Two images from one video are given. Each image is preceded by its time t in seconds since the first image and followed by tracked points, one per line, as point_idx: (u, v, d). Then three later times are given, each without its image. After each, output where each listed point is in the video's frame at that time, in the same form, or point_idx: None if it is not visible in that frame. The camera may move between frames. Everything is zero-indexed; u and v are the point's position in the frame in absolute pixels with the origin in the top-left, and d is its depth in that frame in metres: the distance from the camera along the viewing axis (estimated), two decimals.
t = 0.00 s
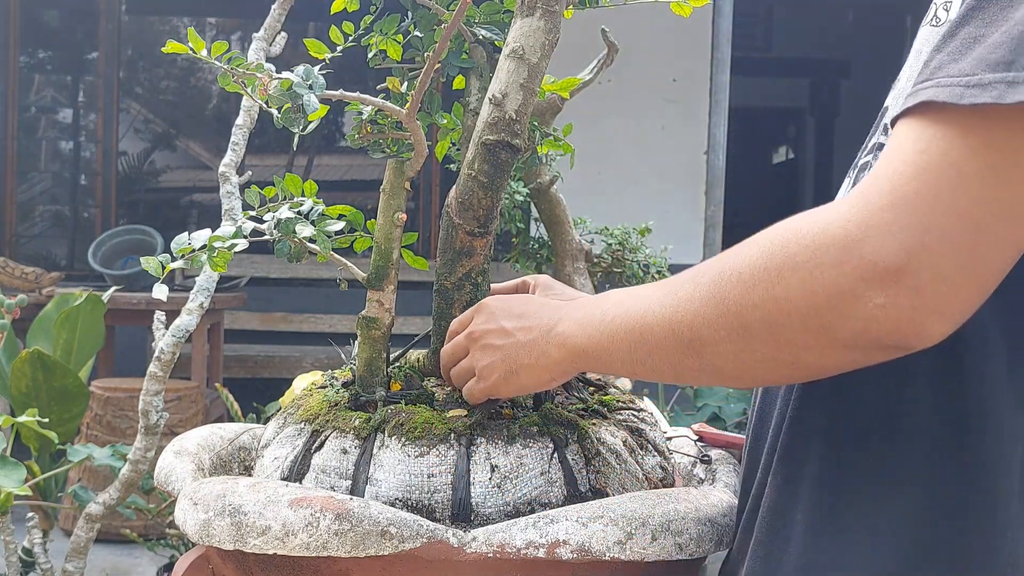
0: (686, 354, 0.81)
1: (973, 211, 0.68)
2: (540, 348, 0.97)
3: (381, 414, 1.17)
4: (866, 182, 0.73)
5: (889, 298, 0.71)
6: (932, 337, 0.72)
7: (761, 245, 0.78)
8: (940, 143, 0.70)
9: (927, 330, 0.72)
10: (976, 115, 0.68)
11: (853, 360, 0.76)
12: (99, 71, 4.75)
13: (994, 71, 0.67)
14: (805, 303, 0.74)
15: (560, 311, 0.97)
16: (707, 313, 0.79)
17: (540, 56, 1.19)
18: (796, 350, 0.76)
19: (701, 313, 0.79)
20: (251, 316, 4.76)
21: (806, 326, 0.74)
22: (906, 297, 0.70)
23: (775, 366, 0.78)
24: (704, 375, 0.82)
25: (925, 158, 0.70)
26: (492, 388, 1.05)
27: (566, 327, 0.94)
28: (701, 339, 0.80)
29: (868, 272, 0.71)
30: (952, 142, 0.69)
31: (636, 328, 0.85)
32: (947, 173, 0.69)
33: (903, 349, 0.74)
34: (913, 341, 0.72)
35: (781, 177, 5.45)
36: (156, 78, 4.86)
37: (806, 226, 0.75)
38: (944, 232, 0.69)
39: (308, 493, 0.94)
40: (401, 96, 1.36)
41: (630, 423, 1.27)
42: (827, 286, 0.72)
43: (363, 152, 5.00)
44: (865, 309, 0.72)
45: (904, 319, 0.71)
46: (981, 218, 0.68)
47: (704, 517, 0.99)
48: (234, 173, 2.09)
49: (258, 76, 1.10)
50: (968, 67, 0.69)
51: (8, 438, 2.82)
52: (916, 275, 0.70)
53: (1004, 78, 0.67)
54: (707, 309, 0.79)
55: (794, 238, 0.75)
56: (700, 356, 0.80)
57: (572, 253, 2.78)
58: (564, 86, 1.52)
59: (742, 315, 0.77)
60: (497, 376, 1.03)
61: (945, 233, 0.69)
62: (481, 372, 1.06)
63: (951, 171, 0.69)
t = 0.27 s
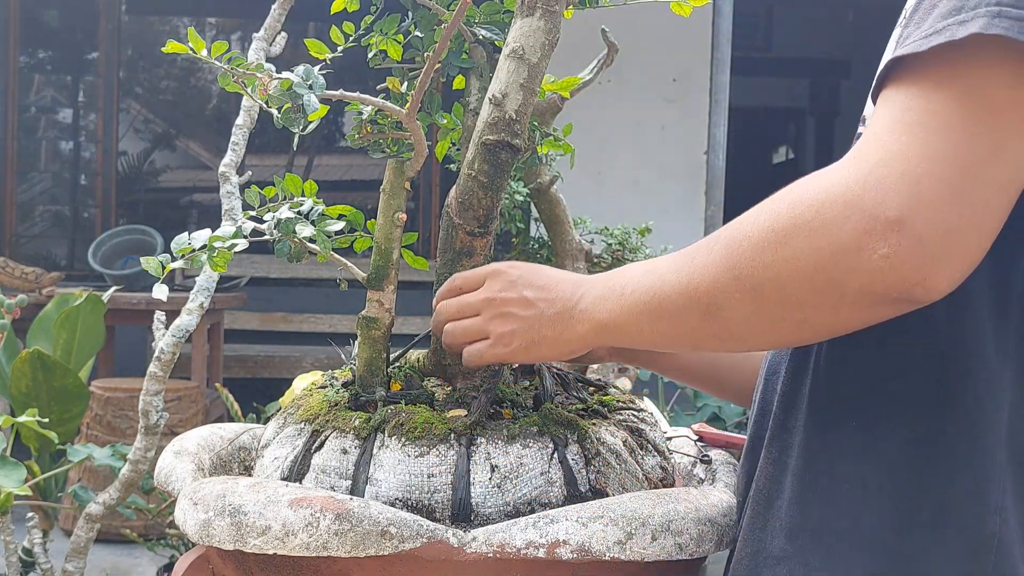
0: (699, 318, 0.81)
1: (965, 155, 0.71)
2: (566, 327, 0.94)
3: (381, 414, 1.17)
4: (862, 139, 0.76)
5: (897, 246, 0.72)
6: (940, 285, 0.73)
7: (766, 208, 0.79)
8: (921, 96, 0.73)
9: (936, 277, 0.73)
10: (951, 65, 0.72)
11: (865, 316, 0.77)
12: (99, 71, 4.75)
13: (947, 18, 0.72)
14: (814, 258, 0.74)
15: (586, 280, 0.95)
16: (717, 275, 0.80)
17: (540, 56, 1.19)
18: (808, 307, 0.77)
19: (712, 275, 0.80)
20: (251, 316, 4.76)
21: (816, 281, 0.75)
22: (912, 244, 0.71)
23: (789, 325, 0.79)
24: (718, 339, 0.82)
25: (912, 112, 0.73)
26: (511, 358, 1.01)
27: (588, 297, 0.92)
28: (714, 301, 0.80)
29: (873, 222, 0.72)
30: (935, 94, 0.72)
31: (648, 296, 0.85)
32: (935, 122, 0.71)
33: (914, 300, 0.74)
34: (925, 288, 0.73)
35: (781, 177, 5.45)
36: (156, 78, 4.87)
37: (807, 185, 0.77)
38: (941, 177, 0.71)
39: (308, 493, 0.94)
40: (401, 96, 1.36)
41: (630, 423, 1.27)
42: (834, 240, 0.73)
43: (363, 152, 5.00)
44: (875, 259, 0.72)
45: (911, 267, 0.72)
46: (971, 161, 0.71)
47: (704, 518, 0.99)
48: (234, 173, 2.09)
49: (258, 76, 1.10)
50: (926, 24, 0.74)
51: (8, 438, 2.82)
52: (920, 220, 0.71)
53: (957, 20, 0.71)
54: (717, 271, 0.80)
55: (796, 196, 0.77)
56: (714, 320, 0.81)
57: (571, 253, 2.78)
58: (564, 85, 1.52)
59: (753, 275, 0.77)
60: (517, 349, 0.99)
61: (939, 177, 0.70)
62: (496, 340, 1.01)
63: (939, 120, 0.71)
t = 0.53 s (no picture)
0: (728, 272, 0.90)
1: (943, 103, 0.76)
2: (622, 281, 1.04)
3: (381, 414, 1.17)
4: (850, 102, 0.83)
5: (892, 194, 0.77)
6: (940, 228, 0.78)
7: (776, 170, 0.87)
8: (888, 59, 0.80)
9: (933, 222, 0.78)
10: (912, 25, 0.79)
11: (878, 264, 0.83)
12: (99, 71, 4.75)
13: None
14: (819, 212, 0.81)
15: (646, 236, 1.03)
16: (740, 232, 0.87)
17: (540, 56, 1.19)
18: (819, 259, 0.84)
19: (734, 233, 0.88)
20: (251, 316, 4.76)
21: (822, 235, 0.82)
22: (907, 191, 0.77)
23: (807, 276, 0.86)
24: (746, 291, 0.90)
25: (890, 75, 0.79)
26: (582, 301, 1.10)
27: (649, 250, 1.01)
28: (739, 255, 0.88)
29: (868, 175, 0.78)
30: (906, 55, 0.78)
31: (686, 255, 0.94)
32: (911, 79, 0.77)
33: (918, 245, 0.79)
34: (928, 235, 0.78)
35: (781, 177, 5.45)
36: (156, 78, 4.87)
37: (810, 145, 0.84)
38: (925, 126, 0.76)
39: (308, 493, 0.94)
40: (401, 96, 1.36)
41: (630, 423, 1.27)
42: (834, 194, 0.80)
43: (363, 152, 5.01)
44: (874, 209, 0.78)
45: (908, 212, 0.77)
46: (949, 110, 0.76)
47: (704, 517, 1.00)
48: (234, 173, 2.09)
49: (258, 76, 1.10)
50: None
51: (7, 438, 2.82)
52: (909, 167, 0.76)
53: None
54: (740, 229, 0.87)
55: (798, 158, 0.84)
56: (740, 273, 0.89)
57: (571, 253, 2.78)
58: (564, 85, 1.52)
59: (770, 231, 0.85)
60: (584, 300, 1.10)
61: (925, 129, 0.76)
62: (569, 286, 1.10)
63: (912, 76, 0.77)
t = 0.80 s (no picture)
0: (676, 274, 0.96)
1: (849, 96, 0.81)
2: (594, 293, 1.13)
3: (381, 414, 1.17)
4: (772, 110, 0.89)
5: (813, 182, 0.82)
6: (859, 214, 0.83)
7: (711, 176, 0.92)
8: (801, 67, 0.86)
9: (852, 208, 0.83)
10: (821, 30, 0.85)
11: (809, 252, 0.88)
12: (99, 71, 4.75)
13: None
14: (748, 208, 0.86)
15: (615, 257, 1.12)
16: (681, 238, 0.94)
17: (540, 56, 1.19)
18: (756, 252, 0.89)
19: (677, 238, 0.94)
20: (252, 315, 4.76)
21: (753, 229, 0.87)
22: (822, 179, 0.82)
23: (745, 271, 0.91)
24: (697, 292, 0.96)
25: (808, 71, 0.85)
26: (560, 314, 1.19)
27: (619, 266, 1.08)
28: (683, 258, 0.94)
29: (789, 168, 0.83)
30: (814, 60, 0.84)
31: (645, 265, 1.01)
32: (821, 81, 0.83)
33: (838, 231, 0.84)
34: (849, 219, 0.83)
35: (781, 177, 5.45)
36: (156, 78, 4.87)
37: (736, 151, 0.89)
38: (836, 120, 0.81)
39: (308, 493, 0.94)
40: (401, 96, 1.36)
41: (630, 423, 1.27)
42: (758, 191, 0.85)
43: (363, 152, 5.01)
44: (795, 199, 0.83)
45: (828, 199, 0.82)
46: (853, 100, 0.81)
47: (704, 517, 1.00)
48: (234, 173, 2.09)
49: (258, 75, 1.10)
50: None
51: (8, 438, 2.82)
52: (825, 157, 0.82)
53: None
54: (680, 233, 0.94)
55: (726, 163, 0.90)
56: (687, 275, 0.95)
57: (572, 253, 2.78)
58: (564, 85, 1.52)
59: (707, 232, 0.90)
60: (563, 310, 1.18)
61: (835, 120, 0.81)
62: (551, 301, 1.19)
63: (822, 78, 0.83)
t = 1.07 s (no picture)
0: (704, 261, 0.91)
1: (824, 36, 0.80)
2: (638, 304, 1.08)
3: (381, 414, 1.17)
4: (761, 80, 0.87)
5: (806, 111, 0.78)
6: (861, 139, 0.78)
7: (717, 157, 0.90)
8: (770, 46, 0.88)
9: (856, 131, 0.78)
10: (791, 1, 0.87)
11: (835, 196, 0.82)
12: (99, 71, 4.75)
13: None
14: (752, 165, 0.82)
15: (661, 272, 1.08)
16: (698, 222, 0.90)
17: (540, 56, 1.19)
18: (769, 210, 0.83)
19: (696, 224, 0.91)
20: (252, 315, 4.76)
21: (762, 182, 0.82)
22: (814, 110, 0.78)
23: (769, 231, 0.85)
24: (734, 276, 0.90)
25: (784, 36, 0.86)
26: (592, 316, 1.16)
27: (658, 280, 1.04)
28: (705, 240, 0.89)
29: (781, 111, 0.80)
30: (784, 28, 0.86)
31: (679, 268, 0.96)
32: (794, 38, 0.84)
33: (847, 156, 0.79)
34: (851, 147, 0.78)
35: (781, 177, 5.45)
36: (156, 78, 4.88)
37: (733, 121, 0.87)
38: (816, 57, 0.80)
39: (308, 493, 0.94)
40: (401, 96, 1.36)
41: (630, 423, 1.27)
42: (756, 144, 0.82)
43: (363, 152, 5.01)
44: (794, 134, 0.79)
45: (824, 124, 0.77)
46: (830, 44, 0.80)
47: (704, 517, 1.00)
48: (234, 173, 2.09)
49: (258, 75, 1.10)
50: None
51: (8, 438, 2.82)
52: (814, 86, 0.78)
53: None
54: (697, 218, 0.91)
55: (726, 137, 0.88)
56: (718, 260, 0.90)
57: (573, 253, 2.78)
58: (564, 85, 1.52)
59: (715, 203, 0.87)
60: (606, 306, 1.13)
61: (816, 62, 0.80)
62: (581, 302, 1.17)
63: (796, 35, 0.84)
